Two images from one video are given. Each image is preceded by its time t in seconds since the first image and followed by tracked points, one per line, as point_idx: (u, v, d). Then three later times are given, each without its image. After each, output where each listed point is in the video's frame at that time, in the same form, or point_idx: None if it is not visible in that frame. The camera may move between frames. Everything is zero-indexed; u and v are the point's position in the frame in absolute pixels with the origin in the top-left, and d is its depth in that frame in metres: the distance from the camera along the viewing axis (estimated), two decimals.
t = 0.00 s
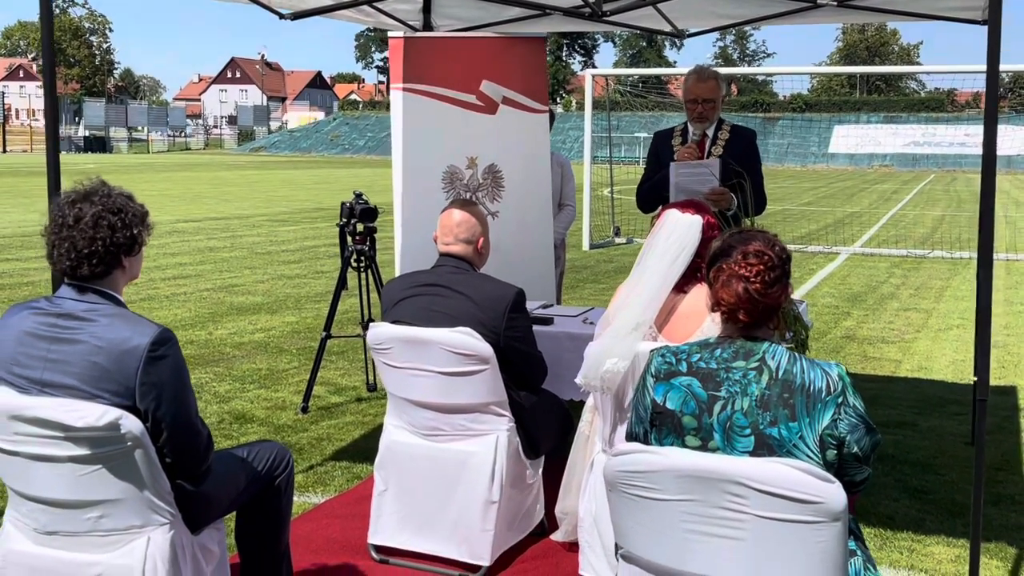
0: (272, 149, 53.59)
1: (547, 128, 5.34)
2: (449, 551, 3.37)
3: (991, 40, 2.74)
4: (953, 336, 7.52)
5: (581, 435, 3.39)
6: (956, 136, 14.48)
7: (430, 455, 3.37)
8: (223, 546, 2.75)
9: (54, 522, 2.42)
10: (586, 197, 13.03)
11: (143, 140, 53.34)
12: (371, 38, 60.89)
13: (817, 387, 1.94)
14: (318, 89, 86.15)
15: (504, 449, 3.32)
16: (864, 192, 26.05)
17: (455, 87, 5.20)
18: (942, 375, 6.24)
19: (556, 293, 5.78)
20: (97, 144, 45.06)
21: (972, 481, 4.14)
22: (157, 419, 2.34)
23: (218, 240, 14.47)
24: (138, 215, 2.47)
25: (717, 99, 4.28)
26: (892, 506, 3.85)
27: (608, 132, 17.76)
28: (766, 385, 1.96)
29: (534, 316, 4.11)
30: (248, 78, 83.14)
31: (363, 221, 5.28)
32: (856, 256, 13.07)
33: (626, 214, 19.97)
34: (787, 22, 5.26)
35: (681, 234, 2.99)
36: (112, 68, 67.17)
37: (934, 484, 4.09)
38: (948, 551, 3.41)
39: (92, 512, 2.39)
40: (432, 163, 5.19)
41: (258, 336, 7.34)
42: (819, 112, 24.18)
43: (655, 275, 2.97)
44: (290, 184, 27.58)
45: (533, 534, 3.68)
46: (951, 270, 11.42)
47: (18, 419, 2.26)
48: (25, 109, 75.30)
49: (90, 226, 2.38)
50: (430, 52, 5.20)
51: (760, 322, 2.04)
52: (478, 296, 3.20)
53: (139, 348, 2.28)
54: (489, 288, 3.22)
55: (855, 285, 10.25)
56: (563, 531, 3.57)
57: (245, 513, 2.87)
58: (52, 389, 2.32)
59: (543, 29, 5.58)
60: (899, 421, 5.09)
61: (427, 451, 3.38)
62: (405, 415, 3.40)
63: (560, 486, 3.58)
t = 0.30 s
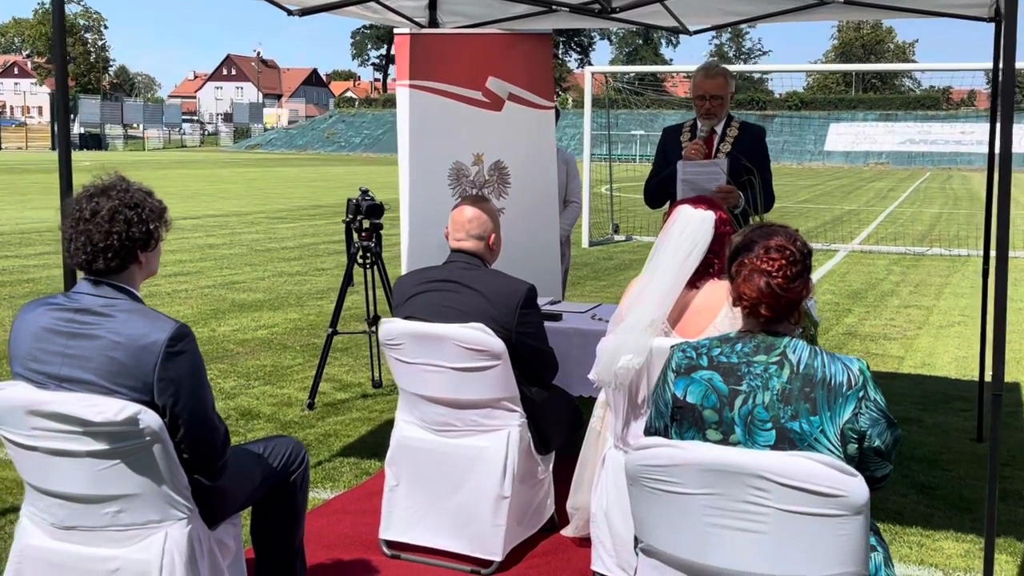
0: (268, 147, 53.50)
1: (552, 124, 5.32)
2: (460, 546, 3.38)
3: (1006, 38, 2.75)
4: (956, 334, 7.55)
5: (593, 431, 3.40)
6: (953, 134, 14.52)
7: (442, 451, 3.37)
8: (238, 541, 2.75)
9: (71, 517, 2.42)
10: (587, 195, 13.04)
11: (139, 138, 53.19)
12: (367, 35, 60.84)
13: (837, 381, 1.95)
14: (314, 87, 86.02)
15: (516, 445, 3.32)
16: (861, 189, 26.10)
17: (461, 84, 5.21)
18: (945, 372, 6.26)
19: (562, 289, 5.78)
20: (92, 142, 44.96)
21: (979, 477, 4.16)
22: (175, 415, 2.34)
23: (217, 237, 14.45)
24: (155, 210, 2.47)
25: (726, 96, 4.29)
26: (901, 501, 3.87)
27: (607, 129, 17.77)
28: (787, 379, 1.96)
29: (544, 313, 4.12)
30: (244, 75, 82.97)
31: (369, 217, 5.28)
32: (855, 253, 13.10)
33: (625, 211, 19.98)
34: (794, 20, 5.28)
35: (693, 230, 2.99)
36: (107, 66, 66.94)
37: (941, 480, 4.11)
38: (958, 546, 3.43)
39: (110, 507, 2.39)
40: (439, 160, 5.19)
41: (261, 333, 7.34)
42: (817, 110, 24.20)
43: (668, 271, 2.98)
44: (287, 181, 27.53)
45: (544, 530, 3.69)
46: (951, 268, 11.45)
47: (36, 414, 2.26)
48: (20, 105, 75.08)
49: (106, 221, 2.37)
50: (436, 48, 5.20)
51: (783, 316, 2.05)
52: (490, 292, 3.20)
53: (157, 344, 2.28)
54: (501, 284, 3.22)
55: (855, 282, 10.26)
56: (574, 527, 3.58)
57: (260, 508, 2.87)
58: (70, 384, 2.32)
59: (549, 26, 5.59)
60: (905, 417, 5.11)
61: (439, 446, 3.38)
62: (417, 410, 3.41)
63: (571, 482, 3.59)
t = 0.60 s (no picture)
0: (262, 145, 53.37)
1: (554, 121, 5.27)
2: (468, 543, 3.39)
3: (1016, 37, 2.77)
4: (955, 331, 7.58)
5: (601, 428, 3.42)
6: (948, 133, 14.57)
7: (450, 448, 3.38)
8: (250, 537, 2.76)
9: (85, 514, 2.42)
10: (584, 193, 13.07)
11: (132, 136, 53.05)
12: (361, 33, 60.73)
13: (853, 377, 1.96)
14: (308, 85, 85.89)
15: (523, 442, 3.33)
16: (856, 188, 26.20)
17: (464, 82, 5.21)
18: (945, 369, 6.30)
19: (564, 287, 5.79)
20: (86, 140, 44.84)
21: (982, 474, 4.18)
22: (188, 412, 2.34)
23: (214, 235, 14.43)
24: (169, 208, 2.47)
25: (732, 95, 4.32)
26: (906, 498, 3.89)
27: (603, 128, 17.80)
28: (803, 375, 1.98)
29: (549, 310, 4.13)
30: (238, 74, 82.82)
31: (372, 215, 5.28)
32: (852, 252, 13.15)
33: (621, 209, 20.01)
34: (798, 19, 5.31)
35: (702, 227, 3.00)
36: (100, 64, 66.71)
37: (945, 477, 4.14)
38: (964, 543, 3.45)
39: (124, 503, 2.39)
40: (442, 158, 5.21)
41: (262, 331, 7.34)
42: (811, 109, 24.26)
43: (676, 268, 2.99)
44: (282, 180, 27.50)
45: (550, 526, 3.71)
46: (947, 266, 11.51)
47: (51, 410, 2.26)
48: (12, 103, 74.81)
49: (120, 218, 2.37)
50: (439, 47, 5.21)
51: (798, 311, 2.06)
52: (498, 289, 3.21)
53: (171, 341, 2.28)
54: (509, 282, 3.23)
55: (852, 280, 10.30)
56: (581, 523, 3.60)
57: (270, 504, 2.88)
58: (84, 380, 2.32)
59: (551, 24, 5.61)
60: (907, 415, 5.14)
61: (447, 444, 3.38)
62: (424, 407, 3.41)
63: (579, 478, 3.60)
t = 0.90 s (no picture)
0: (256, 144, 53.24)
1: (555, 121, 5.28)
2: (472, 542, 3.40)
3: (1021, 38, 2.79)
4: (951, 330, 7.62)
5: (605, 425, 3.44)
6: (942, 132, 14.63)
7: (454, 446, 3.39)
8: (257, 535, 2.77)
9: (95, 512, 2.42)
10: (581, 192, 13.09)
11: (126, 135, 52.85)
12: (355, 32, 60.63)
13: (863, 373, 1.98)
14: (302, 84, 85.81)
15: (528, 440, 3.34)
16: (850, 187, 26.29)
17: (464, 80, 5.23)
18: (943, 367, 6.34)
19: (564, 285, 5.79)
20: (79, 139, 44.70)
21: (982, 472, 4.21)
22: (198, 410, 2.35)
23: (209, 234, 14.41)
24: (177, 206, 2.48)
25: (733, 94, 4.34)
26: (908, 495, 3.92)
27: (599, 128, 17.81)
28: (814, 371, 2.00)
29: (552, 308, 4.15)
30: (232, 73, 82.62)
31: (372, 214, 5.28)
32: (848, 251, 13.19)
33: (617, 208, 20.03)
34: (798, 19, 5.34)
35: (708, 225, 3.00)
36: (93, 63, 66.46)
37: (945, 474, 4.17)
38: (966, 540, 3.48)
39: (133, 501, 2.39)
40: (442, 157, 5.22)
41: (260, 329, 7.34)
42: (805, 108, 24.31)
43: (681, 267, 3.00)
44: (276, 179, 27.45)
45: (554, 524, 3.72)
46: (942, 265, 11.55)
47: (61, 408, 2.26)
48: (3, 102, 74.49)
49: (128, 216, 2.38)
50: (439, 46, 5.23)
51: (807, 308, 2.08)
52: (502, 288, 3.22)
53: (181, 339, 2.29)
54: (513, 280, 3.24)
55: (849, 279, 10.33)
56: (585, 521, 3.62)
57: (278, 502, 2.89)
58: (93, 378, 2.32)
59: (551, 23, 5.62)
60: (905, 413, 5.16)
61: (451, 442, 3.40)
62: (429, 406, 3.42)
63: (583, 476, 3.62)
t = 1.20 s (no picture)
0: (251, 143, 53.16)
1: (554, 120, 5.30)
2: (474, 539, 3.41)
3: None
4: (948, 328, 7.65)
5: (607, 423, 3.45)
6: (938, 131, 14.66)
7: (455, 444, 3.40)
8: (261, 533, 2.77)
9: (100, 509, 2.43)
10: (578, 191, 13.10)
11: (120, 134, 52.73)
12: (350, 31, 60.57)
13: (867, 370, 2.00)
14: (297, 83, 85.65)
15: (531, 437, 3.35)
16: (845, 186, 26.34)
17: (463, 79, 5.23)
18: (941, 365, 6.36)
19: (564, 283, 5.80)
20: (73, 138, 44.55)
21: (981, 469, 4.23)
22: (204, 407, 2.35)
23: (206, 233, 14.38)
24: (183, 204, 2.48)
25: (733, 93, 4.35)
26: (908, 493, 3.93)
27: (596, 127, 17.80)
28: (819, 368, 2.01)
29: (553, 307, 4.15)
30: (227, 72, 82.45)
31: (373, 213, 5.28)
32: (844, 250, 13.21)
33: (613, 208, 20.04)
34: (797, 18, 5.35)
35: (710, 223, 3.01)
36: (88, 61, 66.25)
37: (944, 472, 4.19)
38: (966, 537, 3.50)
39: (139, 498, 2.40)
40: (441, 156, 5.22)
41: (259, 328, 7.34)
42: (801, 107, 24.34)
43: (683, 265, 3.01)
44: (272, 178, 27.40)
45: (556, 522, 3.73)
46: (938, 265, 11.58)
47: (67, 405, 2.27)
48: None
49: (134, 214, 2.38)
50: (439, 44, 5.23)
51: (809, 303, 2.08)
52: (505, 285, 3.23)
53: (187, 337, 2.29)
54: (516, 278, 3.25)
55: (846, 277, 10.35)
56: (587, 519, 3.63)
57: (281, 500, 2.89)
58: (99, 376, 2.32)
59: (551, 22, 5.62)
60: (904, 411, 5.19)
61: (453, 439, 3.40)
62: (431, 403, 3.43)
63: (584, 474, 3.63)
